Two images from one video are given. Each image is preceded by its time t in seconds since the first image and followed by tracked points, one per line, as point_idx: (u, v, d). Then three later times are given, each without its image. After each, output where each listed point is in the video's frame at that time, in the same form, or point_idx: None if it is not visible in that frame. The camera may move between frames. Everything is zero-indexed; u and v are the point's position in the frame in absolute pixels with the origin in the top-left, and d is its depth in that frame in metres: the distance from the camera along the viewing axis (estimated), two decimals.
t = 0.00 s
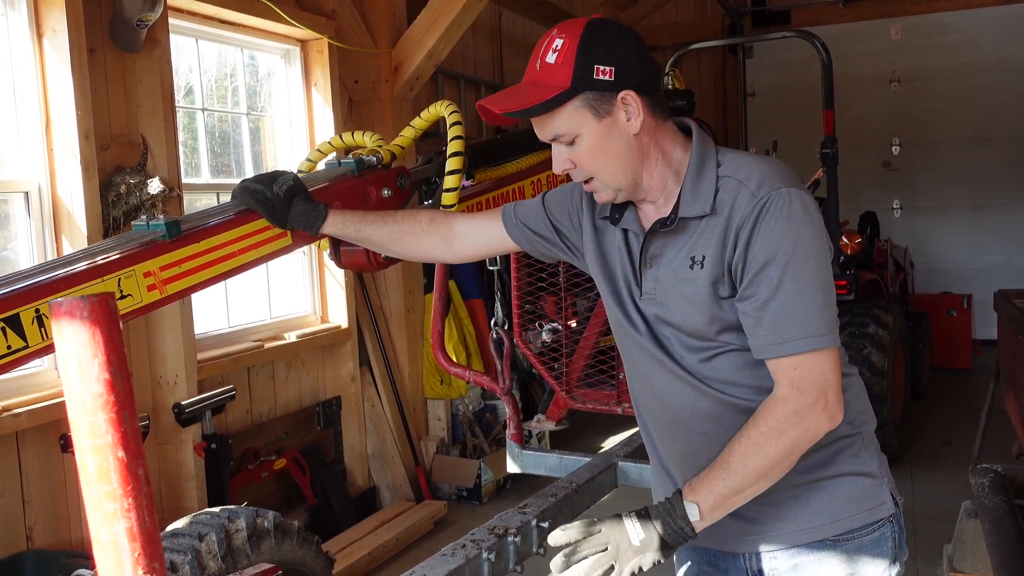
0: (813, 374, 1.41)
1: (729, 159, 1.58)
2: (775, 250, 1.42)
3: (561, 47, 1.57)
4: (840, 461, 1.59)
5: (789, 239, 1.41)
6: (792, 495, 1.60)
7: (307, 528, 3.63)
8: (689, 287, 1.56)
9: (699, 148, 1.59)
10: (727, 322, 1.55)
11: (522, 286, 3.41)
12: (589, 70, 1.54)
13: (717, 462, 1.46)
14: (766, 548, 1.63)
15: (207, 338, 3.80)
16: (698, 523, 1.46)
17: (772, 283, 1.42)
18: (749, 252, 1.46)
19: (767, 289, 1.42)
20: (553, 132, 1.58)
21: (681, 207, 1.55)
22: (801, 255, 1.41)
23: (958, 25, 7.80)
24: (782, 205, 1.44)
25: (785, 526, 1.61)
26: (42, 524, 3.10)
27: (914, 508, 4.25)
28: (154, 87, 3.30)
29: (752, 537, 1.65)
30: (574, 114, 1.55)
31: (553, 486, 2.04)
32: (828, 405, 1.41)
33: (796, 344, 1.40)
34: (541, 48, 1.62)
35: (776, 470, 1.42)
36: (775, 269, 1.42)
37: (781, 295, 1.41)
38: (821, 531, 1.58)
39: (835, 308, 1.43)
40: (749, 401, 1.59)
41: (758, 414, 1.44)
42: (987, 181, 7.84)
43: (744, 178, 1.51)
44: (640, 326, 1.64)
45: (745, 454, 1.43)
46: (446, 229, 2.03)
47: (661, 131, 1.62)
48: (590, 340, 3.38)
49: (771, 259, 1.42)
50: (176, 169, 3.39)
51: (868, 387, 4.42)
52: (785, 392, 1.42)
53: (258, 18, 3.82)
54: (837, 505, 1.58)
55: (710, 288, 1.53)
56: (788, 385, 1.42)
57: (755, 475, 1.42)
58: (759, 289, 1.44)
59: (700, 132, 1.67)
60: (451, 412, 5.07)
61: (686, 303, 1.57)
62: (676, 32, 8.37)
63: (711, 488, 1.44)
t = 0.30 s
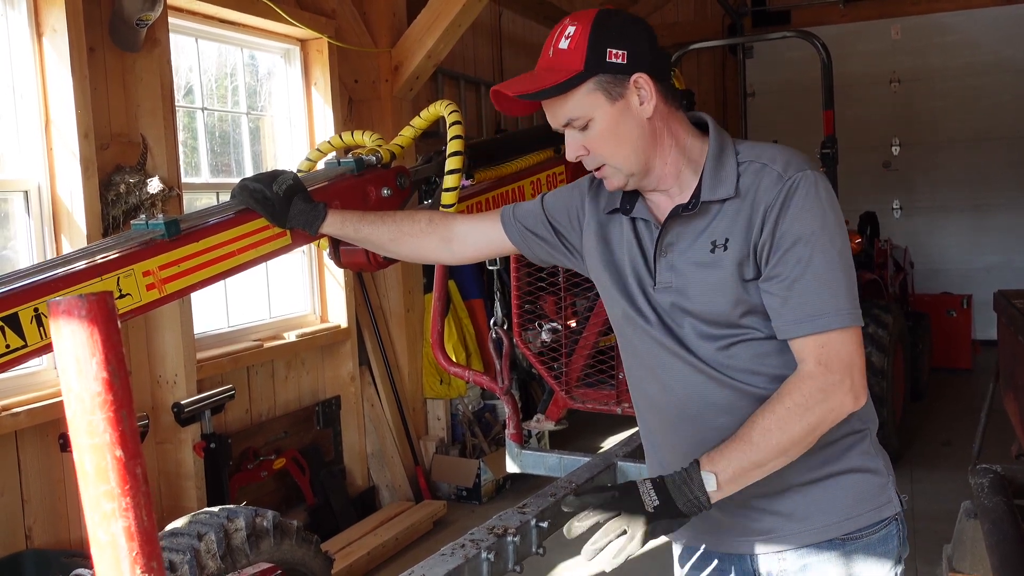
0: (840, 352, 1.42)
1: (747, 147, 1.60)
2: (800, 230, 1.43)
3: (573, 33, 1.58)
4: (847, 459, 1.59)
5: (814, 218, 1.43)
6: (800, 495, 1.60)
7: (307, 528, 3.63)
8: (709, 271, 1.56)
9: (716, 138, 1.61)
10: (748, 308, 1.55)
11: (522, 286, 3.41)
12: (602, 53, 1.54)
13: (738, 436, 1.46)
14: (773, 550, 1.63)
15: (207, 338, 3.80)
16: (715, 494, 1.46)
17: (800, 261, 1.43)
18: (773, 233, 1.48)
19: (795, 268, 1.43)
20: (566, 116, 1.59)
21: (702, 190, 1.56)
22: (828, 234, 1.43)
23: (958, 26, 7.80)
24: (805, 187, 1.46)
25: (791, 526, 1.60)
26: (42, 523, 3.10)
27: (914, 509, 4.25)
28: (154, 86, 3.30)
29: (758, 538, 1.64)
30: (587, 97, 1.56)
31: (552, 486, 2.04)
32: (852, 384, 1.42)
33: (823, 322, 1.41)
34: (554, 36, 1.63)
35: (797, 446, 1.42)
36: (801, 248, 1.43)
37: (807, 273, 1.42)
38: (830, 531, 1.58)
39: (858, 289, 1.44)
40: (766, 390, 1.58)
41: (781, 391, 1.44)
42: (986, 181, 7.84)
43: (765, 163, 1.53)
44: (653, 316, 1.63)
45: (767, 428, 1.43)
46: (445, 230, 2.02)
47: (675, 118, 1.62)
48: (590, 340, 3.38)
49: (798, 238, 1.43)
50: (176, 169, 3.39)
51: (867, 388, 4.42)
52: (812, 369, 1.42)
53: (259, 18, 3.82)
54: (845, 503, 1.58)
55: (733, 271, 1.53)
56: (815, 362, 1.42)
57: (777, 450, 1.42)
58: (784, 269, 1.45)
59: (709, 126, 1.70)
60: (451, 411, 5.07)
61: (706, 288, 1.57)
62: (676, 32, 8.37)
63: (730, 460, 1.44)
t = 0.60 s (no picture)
0: (861, 345, 1.43)
1: (751, 146, 1.61)
2: (814, 225, 1.45)
3: (580, 28, 1.58)
4: (851, 459, 1.59)
5: (828, 214, 1.45)
6: (805, 496, 1.60)
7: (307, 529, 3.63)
8: (719, 268, 1.56)
9: (721, 136, 1.63)
10: (756, 305, 1.56)
11: (522, 287, 3.41)
12: (610, 47, 1.55)
13: (762, 433, 1.45)
14: (776, 551, 1.63)
15: (207, 338, 3.80)
16: (743, 495, 1.44)
17: (815, 257, 1.44)
18: (785, 229, 1.49)
19: (811, 263, 1.44)
20: (573, 110, 1.58)
21: (711, 187, 1.57)
22: (841, 228, 1.44)
23: (957, 26, 7.80)
24: (817, 183, 1.48)
25: (795, 527, 1.61)
26: (41, 524, 3.11)
27: (913, 509, 4.26)
28: (153, 86, 3.30)
29: (762, 539, 1.64)
30: (595, 91, 1.56)
31: (552, 486, 2.04)
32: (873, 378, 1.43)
33: (840, 316, 1.42)
34: (560, 30, 1.63)
35: (822, 441, 1.43)
36: (815, 244, 1.44)
37: (823, 268, 1.43)
38: (834, 531, 1.58)
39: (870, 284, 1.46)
40: (772, 387, 1.58)
41: (801, 386, 1.44)
42: (986, 181, 7.84)
43: (773, 161, 1.55)
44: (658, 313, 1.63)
45: (793, 424, 1.43)
46: (443, 231, 2.02)
47: (681, 115, 1.63)
48: (589, 340, 3.38)
49: (812, 233, 1.45)
50: (176, 170, 3.38)
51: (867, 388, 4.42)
52: (834, 362, 1.43)
53: (258, 19, 3.82)
54: (849, 504, 1.58)
55: (742, 267, 1.54)
56: (837, 355, 1.43)
57: (802, 446, 1.42)
58: (800, 264, 1.46)
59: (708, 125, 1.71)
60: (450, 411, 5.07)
61: (715, 283, 1.57)
62: (675, 32, 8.37)
63: (757, 459, 1.42)
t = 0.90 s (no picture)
0: (831, 362, 1.42)
1: (741, 152, 1.60)
2: (794, 238, 1.43)
3: (568, 36, 1.58)
4: (842, 462, 1.59)
5: (808, 227, 1.43)
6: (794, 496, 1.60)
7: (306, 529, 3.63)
8: (703, 278, 1.56)
9: (711, 142, 1.61)
10: (741, 315, 1.55)
11: (522, 288, 3.41)
12: (596, 55, 1.54)
13: (732, 447, 1.46)
14: (764, 550, 1.63)
15: (207, 338, 3.80)
16: (710, 507, 1.47)
17: (793, 271, 1.43)
18: (766, 240, 1.48)
19: (789, 277, 1.43)
20: (562, 118, 1.58)
21: (696, 198, 1.56)
22: (822, 241, 1.42)
23: (957, 26, 7.80)
24: (800, 195, 1.46)
25: (781, 526, 1.61)
26: (40, 524, 3.10)
27: (913, 509, 4.26)
28: (153, 86, 3.29)
29: (751, 538, 1.64)
30: (584, 100, 1.56)
31: (552, 486, 2.04)
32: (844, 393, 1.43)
33: (816, 331, 1.41)
34: (549, 38, 1.63)
35: (792, 456, 1.44)
36: (794, 258, 1.43)
37: (800, 283, 1.42)
38: (823, 532, 1.58)
39: (853, 296, 1.44)
40: (756, 395, 1.58)
41: (772, 401, 1.44)
42: (986, 181, 7.84)
43: (759, 171, 1.53)
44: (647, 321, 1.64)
45: (761, 439, 1.44)
46: (443, 231, 2.02)
47: (671, 120, 1.62)
48: (589, 340, 3.38)
49: (792, 246, 1.44)
50: (175, 170, 3.38)
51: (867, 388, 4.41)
52: (804, 378, 1.43)
53: (258, 18, 3.82)
54: (838, 505, 1.58)
55: (725, 277, 1.54)
56: (808, 371, 1.42)
57: (771, 461, 1.43)
58: (778, 277, 1.45)
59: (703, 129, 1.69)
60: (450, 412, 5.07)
61: (699, 293, 1.57)
62: (675, 32, 8.37)
63: (726, 474, 1.45)
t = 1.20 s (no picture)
0: (809, 375, 1.41)
1: (734, 159, 1.58)
2: (780, 249, 1.43)
3: (560, 46, 1.58)
4: (837, 462, 1.59)
5: (795, 238, 1.42)
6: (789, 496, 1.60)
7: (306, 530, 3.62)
8: (693, 285, 1.56)
9: (703, 149, 1.60)
10: (731, 323, 1.55)
11: (522, 288, 3.41)
12: (589, 65, 1.54)
13: (710, 461, 1.46)
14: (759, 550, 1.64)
15: (206, 339, 3.80)
16: (692, 522, 1.48)
17: (779, 282, 1.42)
18: (754, 249, 1.47)
19: (773, 288, 1.43)
20: (555, 129, 1.57)
21: (686, 206, 1.55)
22: (808, 253, 1.41)
23: (957, 27, 7.81)
24: (788, 204, 1.44)
25: (775, 527, 1.61)
26: (40, 525, 3.10)
27: (912, 510, 4.26)
28: (153, 87, 3.30)
29: (747, 538, 1.65)
30: (577, 109, 1.55)
31: (552, 487, 2.04)
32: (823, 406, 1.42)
33: (800, 343, 1.40)
34: (540, 49, 1.63)
35: (770, 470, 1.42)
36: (779, 269, 1.42)
37: (785, 294, 1.42)
38: (818, 532, 1.58)
39: (840, 307, 1.43)
40: (748, 400, 1.59)
41: (750, 414, 1.44)
42: (986, 182, 7.85)
43: (749, 178, 1.52)
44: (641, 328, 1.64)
45: (740, 453, 1.43)
46: (444, 232, 2.03)
47: (664, 127, 1.61)
48: (589, 341, 3.38)
49: (777, 258, 1.43)
50: (175, 171, 3.38)
51: (867, 389, 4.42)
52: (781, 392, 1.42)
53: (257, 20, 3.83)
54: (834, 505, 1.58)
55: (714, 286, 1.53)
56: (784, 385, 1.42)
57: (748, 476, 1.42)
58: (764, 287, 1.44)
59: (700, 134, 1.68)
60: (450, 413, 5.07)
61: (689, 301, 1.57)
62: (675, 33, 8.38)
63: (704, 490, 1.45)
